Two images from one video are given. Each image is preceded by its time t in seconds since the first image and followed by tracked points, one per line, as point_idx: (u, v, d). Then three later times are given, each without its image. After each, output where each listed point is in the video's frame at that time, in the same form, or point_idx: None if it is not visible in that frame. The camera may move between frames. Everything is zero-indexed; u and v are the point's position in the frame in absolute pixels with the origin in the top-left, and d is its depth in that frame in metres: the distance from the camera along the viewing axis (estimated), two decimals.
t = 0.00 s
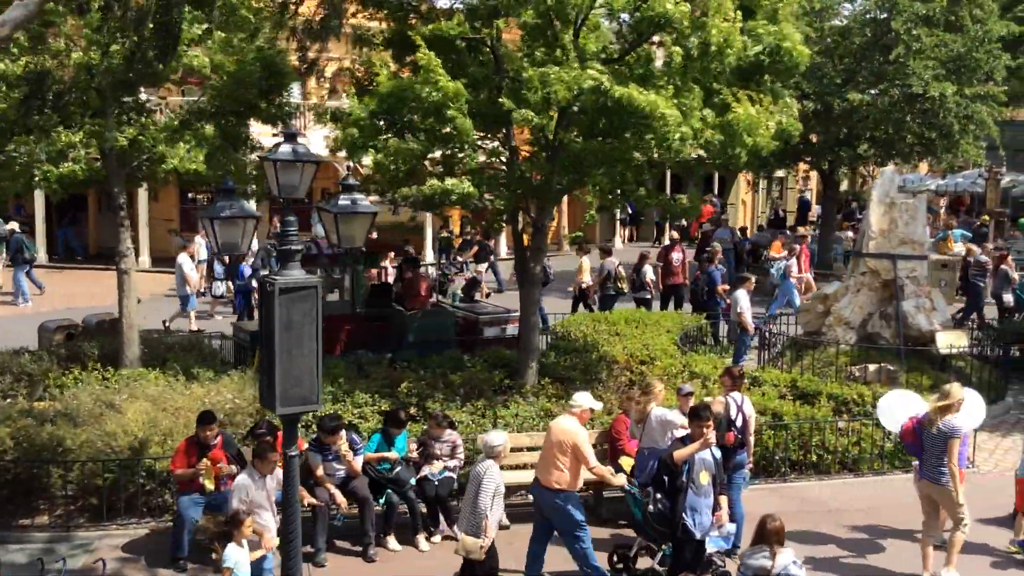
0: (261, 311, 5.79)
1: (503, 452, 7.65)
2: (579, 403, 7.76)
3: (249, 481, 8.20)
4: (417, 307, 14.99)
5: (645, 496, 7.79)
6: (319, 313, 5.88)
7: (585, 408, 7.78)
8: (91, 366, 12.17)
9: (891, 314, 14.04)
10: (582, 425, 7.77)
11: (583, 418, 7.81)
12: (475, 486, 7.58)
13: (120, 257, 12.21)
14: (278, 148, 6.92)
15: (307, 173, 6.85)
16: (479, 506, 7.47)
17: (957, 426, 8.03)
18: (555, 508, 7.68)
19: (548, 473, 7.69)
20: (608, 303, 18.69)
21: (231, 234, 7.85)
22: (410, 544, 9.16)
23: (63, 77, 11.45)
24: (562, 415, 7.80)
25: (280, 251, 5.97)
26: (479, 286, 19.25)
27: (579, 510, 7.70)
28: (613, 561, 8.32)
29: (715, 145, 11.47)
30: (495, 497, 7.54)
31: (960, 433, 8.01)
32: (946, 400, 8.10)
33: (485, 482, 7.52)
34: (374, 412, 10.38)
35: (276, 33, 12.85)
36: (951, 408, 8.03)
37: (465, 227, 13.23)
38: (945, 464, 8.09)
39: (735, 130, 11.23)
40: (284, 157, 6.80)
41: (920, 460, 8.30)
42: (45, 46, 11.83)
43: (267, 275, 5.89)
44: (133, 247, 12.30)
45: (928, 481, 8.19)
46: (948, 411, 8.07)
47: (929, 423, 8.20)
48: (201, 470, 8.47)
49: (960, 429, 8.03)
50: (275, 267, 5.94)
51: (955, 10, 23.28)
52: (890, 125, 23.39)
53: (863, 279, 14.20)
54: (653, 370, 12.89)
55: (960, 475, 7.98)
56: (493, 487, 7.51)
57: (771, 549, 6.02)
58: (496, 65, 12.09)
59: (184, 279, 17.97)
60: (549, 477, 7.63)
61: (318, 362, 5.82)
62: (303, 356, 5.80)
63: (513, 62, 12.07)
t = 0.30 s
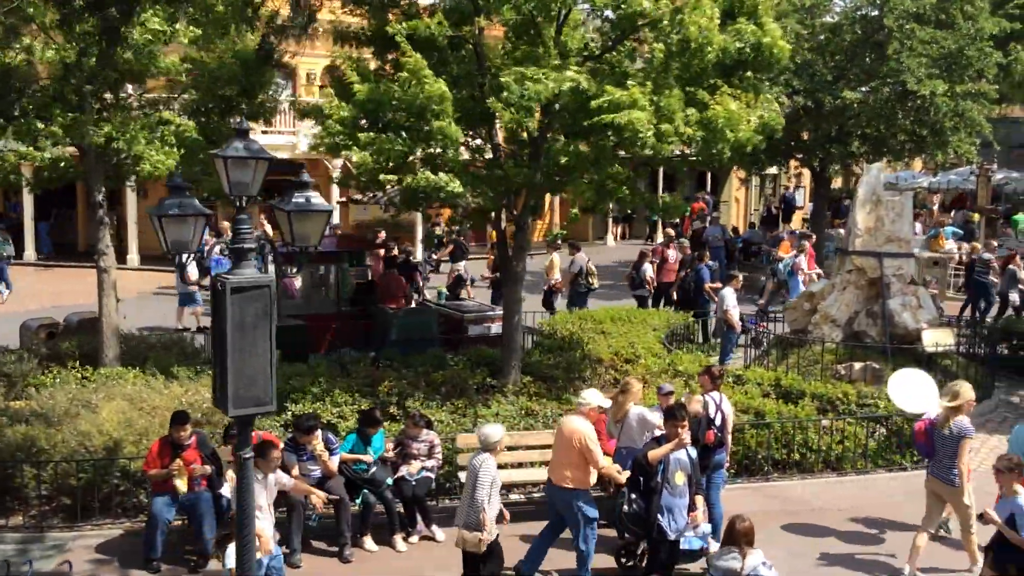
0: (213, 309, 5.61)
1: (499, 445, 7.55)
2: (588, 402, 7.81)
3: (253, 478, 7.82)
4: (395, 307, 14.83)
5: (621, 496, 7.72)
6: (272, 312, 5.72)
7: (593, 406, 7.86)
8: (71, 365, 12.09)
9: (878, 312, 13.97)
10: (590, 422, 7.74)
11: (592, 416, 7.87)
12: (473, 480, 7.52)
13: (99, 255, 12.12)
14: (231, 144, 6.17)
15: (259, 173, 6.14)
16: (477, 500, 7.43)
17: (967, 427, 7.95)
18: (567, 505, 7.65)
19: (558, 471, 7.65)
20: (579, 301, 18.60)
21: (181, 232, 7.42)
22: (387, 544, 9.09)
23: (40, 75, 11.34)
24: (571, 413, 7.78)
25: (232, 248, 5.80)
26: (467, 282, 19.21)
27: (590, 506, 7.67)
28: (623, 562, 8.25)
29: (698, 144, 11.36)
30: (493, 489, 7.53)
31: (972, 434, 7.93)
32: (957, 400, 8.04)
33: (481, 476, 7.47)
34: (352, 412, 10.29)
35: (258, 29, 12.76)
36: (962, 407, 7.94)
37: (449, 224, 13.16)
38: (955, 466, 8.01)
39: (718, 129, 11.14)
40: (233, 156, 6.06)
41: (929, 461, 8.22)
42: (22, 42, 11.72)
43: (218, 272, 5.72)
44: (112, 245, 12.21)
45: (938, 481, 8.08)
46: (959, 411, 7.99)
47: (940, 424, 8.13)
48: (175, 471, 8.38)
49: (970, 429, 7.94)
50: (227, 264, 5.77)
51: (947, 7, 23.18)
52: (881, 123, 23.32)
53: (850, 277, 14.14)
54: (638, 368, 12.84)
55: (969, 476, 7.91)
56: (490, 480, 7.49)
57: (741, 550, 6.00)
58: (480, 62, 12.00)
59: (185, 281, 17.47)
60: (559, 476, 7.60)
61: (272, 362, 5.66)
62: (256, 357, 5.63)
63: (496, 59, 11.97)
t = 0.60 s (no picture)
0: (164, 310, 5.55)
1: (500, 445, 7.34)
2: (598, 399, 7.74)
3: (258, 478, 7.78)
4: (379, 304, 14.78)
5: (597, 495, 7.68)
6: (224, 313, 5.64)
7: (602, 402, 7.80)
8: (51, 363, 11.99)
9: (865, 309, 13.90)
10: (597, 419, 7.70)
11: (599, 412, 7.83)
12: (472, 478, 7.35)
13: (78, 253, 12.02)
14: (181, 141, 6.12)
15: (212, 167, 6.04)
16: (477, 499, 7.25)
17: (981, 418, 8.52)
18: (569, 501, 7.61)
19: (564, 467, 7.59)
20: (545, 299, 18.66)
21: (129, 229, 6.91)
22: (364, 544, 9.00)
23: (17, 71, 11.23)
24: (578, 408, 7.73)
25: (184, 248, 5.73)
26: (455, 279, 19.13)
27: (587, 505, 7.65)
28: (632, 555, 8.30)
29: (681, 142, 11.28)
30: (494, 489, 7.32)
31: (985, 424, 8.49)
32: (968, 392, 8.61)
33: (482, 475, 7.28)
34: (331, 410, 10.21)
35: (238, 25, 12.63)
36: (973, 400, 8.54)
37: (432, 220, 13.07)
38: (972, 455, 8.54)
39: (701, 126, 11.05)
40: (185, 150, 5.98)
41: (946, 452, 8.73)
42: None
43: (170, 272, 5.65)
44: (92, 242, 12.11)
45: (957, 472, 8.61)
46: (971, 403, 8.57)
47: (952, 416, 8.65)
48: (149, 470, 8.29)
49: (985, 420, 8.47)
50: (179, 264, 5.70)
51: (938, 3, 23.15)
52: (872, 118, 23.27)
53: (836, 273, 14.06)
54: (623, 366, 12.76)
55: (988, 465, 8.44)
56: (490, 481, 7.28)
57: (709, 548, 6.18)
58: (462, 58, 11.91)
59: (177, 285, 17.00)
60: (566, 472, 7.56)
61: (224, 364, 5.59)
62: (208, 359, 5.56)
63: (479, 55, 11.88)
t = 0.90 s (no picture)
0: (112, 308, 5.50)
1: (503, 441, 7.28)
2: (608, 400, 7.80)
3: (264, 470, 7.86)
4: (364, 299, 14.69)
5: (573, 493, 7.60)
6: (174, 310, 5.60)
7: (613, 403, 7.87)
8: (30, 360, 11.91)
9: (851, 304, 13.83)
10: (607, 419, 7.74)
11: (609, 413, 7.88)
12: (476, 473, 7.25)
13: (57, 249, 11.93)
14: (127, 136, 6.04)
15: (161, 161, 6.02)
16: (480, 494, 7.17)
17: (987, 413, 8.39)
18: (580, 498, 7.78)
19: (574, 464, 7.57)
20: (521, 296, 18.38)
21: (75, 225, 6.89)
22: (341, 542, 8.92)
23: None
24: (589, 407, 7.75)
25: (133, 244, 5.66)
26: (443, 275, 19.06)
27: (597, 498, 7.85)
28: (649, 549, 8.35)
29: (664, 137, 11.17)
30: (496, 484, 7.23)
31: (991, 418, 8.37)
32: (971, 387, 8.49)
33: (486, 470, 7.18)
34: (310, 407, 10.14)
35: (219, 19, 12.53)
36: (978, 393, 8.43)
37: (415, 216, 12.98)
38: (976, 451, 8.43)
39: (684, 121, 10.95)
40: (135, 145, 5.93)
41: (949, 448, 8.59)
42: None
43: (119, 269, 5.60)
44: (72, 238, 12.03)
45: (961, 469, 8.48)
46: (976, 396, 8.45)
47: (957, 412, 8.51)
48: (123, 468, 8.21)
49: (990, 414, 8.37)
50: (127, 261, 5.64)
51: None
52: (864, 113, 23.21)
53: (822, 269, 14.00)
54: (608, 362, 12.68)
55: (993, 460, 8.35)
56: (494, 476, 7.19)
57: (671, 542, 6.53)
58: (443, 52, 11.82)
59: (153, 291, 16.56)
60: (576, 469, 7.52)
61: (173, 362, 5.55)
62: (157, 357, 5.52)
63: (460, 49, 11.79)
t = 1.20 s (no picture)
0: (59, 304, 5.44)
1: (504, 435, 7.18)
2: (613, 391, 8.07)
3: (266, 471, 7.86)
4: (348, 293, 14.48)
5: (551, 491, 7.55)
6: (122, 306, 5.55)
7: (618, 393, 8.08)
8: (9, 356, 11.82)
9: (838, 299, 13.77)
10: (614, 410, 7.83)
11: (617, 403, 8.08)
12: (476, 467, 7.17)
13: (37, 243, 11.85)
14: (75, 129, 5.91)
15: (107, 157, 5.88)
16: (480, 486, 7.11)
17: (987, 400, 8.50)
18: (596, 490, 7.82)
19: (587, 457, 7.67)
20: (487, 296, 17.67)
21: (20, 220, 6.90)
22: (318, 540, 8.84)
23: None
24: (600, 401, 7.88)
25: (80, 238, 5.61)
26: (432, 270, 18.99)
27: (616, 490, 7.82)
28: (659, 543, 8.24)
29: (647, 129, 11.11)
30: (497, 477, 7.17)
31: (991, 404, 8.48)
32: (971, 375, 8.60)
33: (487, 464, 7.10)
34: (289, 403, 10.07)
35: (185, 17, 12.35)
36: (982, 380, 8.54)
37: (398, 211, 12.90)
38: (980, 438, 8.53)
39: (666, 113, 10.90)
40: (81, 140, 5.79)
41: (953, 437, 8.68)
42: None
43: (66, 263, 5.55)
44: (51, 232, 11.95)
45: (965, 457, 8.57)
46: (978, 384, 8.56)
47: (959, 401, 8.62)
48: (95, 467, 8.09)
49: (990, 401, 8.52)
50: (75, 255, 5.59)
51: None
52: (855, 105, 23.18)
53: (809, 264, 13.93)
54: (592, 357, 12.63)
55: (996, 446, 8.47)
56: (496, 468, 7.12)
57: (641, 533, 6.57)
58: (424, 44, 11.73)
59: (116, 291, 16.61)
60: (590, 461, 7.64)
61: (122, 358, 5.50)
62: (105, 354, 5.47)
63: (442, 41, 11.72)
